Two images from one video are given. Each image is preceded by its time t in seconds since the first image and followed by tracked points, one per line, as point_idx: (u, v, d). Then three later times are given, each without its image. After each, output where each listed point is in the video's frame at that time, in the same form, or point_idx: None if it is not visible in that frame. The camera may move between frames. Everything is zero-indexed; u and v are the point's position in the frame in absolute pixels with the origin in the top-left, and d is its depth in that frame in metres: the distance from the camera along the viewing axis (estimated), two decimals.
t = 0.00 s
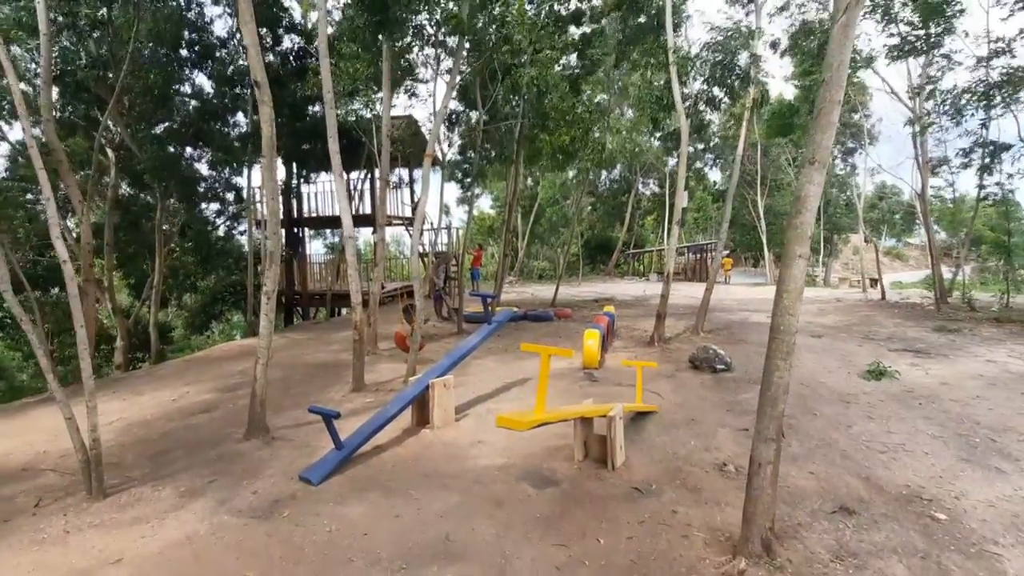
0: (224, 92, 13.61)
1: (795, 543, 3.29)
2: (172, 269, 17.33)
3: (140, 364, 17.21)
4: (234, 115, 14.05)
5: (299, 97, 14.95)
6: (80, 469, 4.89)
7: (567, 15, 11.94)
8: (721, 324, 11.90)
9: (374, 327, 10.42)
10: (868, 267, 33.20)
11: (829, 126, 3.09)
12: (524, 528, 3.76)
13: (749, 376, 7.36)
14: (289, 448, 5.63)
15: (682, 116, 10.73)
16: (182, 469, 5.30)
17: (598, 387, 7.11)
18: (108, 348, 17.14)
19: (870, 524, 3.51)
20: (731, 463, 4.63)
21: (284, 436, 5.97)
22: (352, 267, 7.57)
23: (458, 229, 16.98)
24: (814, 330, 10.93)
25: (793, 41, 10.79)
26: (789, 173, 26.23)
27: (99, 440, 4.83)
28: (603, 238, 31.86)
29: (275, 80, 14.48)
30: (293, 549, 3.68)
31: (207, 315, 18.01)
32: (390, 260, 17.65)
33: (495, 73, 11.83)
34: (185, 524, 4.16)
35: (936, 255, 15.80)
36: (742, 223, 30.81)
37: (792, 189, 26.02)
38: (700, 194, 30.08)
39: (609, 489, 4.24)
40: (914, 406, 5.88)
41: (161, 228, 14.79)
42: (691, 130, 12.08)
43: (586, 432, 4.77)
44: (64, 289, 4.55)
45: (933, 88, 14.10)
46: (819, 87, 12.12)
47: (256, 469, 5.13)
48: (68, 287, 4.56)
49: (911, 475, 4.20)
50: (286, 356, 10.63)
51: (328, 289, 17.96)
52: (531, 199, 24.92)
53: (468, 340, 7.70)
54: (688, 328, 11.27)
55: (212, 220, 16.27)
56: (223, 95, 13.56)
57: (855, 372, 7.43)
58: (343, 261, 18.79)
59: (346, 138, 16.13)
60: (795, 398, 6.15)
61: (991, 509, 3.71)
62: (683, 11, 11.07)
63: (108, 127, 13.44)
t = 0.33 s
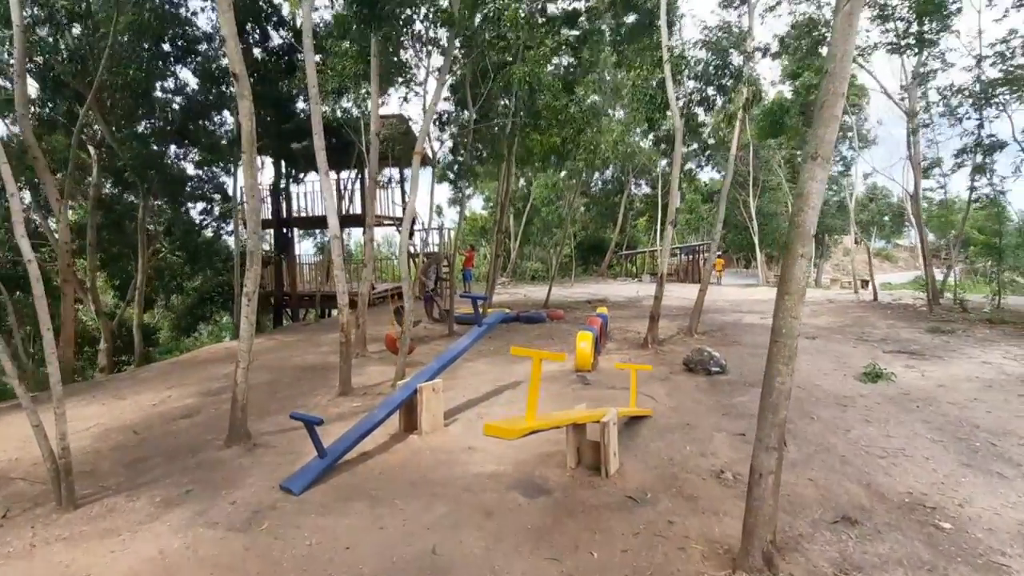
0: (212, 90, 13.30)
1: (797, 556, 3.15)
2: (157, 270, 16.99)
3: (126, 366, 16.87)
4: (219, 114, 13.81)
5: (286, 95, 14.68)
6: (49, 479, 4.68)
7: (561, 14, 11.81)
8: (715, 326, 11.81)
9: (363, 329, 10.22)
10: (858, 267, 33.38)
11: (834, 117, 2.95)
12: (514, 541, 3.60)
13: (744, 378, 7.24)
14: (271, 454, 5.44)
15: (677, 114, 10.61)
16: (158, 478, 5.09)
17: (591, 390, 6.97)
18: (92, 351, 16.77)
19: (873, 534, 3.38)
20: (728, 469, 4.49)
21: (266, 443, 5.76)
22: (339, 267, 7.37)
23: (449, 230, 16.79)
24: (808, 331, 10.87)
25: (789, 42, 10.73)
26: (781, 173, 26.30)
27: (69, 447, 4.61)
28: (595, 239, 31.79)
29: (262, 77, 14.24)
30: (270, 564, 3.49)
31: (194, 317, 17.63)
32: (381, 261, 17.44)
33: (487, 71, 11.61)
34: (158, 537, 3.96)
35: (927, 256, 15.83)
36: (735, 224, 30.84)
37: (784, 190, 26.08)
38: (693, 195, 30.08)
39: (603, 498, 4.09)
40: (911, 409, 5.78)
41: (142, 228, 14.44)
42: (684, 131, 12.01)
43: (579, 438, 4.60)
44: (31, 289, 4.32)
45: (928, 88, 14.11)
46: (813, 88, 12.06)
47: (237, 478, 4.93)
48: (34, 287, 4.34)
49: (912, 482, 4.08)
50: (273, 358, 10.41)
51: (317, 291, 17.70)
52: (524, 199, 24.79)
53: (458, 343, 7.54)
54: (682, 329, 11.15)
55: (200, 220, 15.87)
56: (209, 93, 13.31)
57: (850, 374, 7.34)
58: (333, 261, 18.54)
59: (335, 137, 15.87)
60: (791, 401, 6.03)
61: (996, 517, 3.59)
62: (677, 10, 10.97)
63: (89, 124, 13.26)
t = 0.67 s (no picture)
0: (203, 85, 13.28)
1: (806, 571, 2.97)
2: (149, 268, 16.84)
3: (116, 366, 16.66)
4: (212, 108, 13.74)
5: (279, 87, 14.35)
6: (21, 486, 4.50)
7: (561, 11, 11.56)
8: (715, 326, 11.63)
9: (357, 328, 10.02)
10: (858, 267, 33.20)
11: (849, 106, 2.75)
12: (505, 553, 3.42)
13: (746, 380, 7.06)
14: (258, 459, 5.26)
15: (677, 111, 10.39)
16: (138, 484, 4.91)
17: (589, 392, 6.78)
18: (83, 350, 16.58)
19: (886, 547, 3.20)
20: (731, 477, 4.31)
21: (253, 447, 5.57)
22: (330, 265, 7.17)
23: (446, 229, 16.60)
24: (810, 332, 10.68)
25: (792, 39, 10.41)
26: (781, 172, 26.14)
27: (41, 452, 4.43)
28: (594, 238, 31.62)
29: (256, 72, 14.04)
30: None
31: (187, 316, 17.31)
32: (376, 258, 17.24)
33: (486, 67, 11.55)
34: (133, 548, 3.78)
35: (929, 256, 15.65)
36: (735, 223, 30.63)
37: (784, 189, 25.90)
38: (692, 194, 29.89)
39: (600, 508, 3.91)
40: (919, 413, 5.61)
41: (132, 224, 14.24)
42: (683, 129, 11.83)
43: (576, 443, 4.42)
44: None
45: (929, 86, 13.96)
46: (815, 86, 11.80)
47: (219, 486, 4.74)
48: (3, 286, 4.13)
49: (924, 490, 3.90)
50: (264, 358, 10.21)
51: (313, 289, 17.50)
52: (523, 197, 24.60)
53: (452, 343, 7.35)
54: (682, 330, 10.97)
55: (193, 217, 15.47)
56: (199, 87, 13.24)
57: (854, 375, 7.16)
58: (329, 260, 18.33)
59: (330, 134, 15.64)
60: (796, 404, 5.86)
61: (1014, 529, 3.41)
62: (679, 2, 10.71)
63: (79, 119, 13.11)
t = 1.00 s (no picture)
0: (202, 82, 13.15)
1: None
2: (145, 267, 16.63)
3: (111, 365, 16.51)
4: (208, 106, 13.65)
5: (276, 83, 14.13)
6: None
7: (562, 9, 11.39)
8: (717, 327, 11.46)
9: (353, 329, 9.83)
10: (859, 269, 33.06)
11: (871, 95, 2.58)
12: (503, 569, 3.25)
13: (749, 383, 6.90)
14: (247, 465, 5.09)
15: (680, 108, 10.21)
16: (122, 491, 4.73)
17: (590, 396, 6.61)
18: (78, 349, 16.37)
19: (905, 566, 3.04)
20: (738, 487, 4.14)
21: (243, 453, 5.40)
22: (324, 265, 6.98)
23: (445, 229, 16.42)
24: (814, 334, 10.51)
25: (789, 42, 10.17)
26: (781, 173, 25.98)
27: (19, 458, 4.24)
28: (594, 238, 31.47)
29: (253, 68, 13.88)
30: None
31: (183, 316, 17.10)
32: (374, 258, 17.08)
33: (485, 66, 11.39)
34: (112, 561, 3.60)
35: (932, 257, 15.49)
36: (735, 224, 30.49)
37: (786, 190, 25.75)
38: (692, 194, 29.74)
39: (603, 520, 3.74)
40: (931, 419, 5.44)
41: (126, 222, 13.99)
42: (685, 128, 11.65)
43: (576, 450, 4.24)
44: None
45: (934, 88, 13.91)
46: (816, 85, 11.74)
47: (206, 493, 4.57)
48: None
49: (941, 504, 3.74)
50: (257, 359, 10.02)
51: (310, 289, 17.32)
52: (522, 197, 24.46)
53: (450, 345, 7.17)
54: (683, 331, 10.80)
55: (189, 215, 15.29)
56: (197, 84, 13.12)
57: (861, 379, 6.99)
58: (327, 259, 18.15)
59: (329, 132, 15.50)
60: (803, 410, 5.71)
61: None
62: None
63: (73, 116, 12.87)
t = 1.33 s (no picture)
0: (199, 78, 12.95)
1: None
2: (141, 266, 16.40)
3: (106, 365, 16.26)
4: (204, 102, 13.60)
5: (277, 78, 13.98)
6: None
7: (563, 8, 11.26)
8: (721, 329, 11.25)
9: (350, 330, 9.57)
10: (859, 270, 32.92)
11: (910, 81, 2.38)
12: None
13: (758, 388, 6.69)
14: (238, 473, 4.87)
15: (686, 105, 9.98)
16: (107, 500, 4.52)
17: (594, 400, 6.40)
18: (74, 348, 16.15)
19: None
20: (754, 500, 3.95)
21: (235, 459, 5.18)
22: (320, 264, 6.75)
23: (445, 228, 16.20)
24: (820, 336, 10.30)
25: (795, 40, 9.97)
26: (783, 173, 25.82)
27: None
28: (593, 237, 31.27)
29: (250, 63, 13.65)
30: None
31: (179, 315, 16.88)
32: (373, 257, 16.87)
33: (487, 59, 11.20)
34: None
35: (938, 259, 15.29)
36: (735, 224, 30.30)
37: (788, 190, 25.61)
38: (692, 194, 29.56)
39: (613, 537, 3.54)
40: (949, 425, 5.25)
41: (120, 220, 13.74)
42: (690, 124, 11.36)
43: (583, 460, 4.03)
44: None
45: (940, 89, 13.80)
46: (819, 84, 11.61)
47: (195, 503, 4.35)
48: None
49: (969, 519, 3.57)
50: (252, 359, 9.79)
51: (308, 288, 17.10)
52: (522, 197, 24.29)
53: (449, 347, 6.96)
54: (687, 333, 10.59)
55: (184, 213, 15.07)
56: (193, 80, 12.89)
57: (874, 384, 6.79)
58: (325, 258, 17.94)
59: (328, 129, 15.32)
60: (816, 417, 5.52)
61: None
62: None
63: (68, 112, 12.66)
